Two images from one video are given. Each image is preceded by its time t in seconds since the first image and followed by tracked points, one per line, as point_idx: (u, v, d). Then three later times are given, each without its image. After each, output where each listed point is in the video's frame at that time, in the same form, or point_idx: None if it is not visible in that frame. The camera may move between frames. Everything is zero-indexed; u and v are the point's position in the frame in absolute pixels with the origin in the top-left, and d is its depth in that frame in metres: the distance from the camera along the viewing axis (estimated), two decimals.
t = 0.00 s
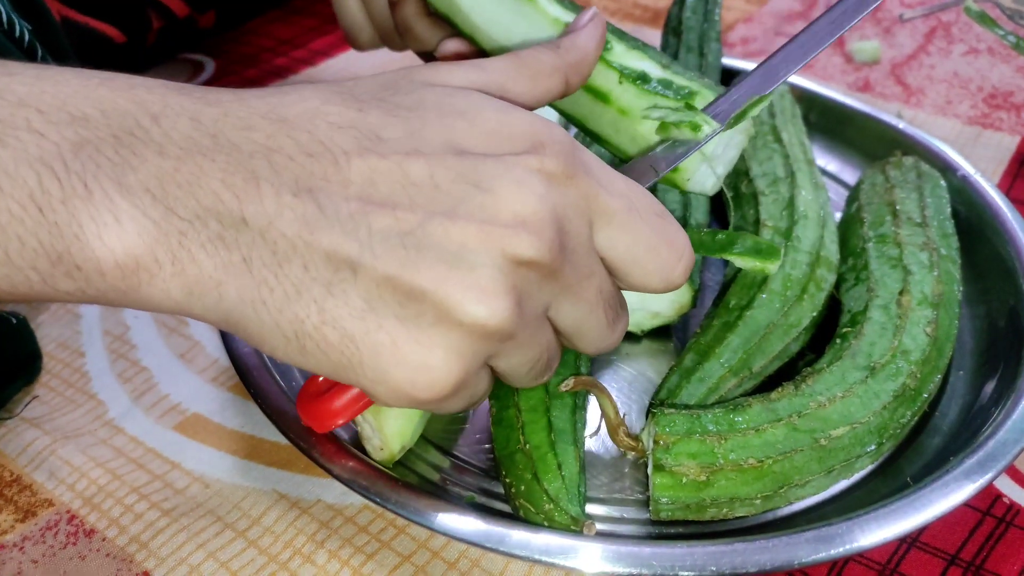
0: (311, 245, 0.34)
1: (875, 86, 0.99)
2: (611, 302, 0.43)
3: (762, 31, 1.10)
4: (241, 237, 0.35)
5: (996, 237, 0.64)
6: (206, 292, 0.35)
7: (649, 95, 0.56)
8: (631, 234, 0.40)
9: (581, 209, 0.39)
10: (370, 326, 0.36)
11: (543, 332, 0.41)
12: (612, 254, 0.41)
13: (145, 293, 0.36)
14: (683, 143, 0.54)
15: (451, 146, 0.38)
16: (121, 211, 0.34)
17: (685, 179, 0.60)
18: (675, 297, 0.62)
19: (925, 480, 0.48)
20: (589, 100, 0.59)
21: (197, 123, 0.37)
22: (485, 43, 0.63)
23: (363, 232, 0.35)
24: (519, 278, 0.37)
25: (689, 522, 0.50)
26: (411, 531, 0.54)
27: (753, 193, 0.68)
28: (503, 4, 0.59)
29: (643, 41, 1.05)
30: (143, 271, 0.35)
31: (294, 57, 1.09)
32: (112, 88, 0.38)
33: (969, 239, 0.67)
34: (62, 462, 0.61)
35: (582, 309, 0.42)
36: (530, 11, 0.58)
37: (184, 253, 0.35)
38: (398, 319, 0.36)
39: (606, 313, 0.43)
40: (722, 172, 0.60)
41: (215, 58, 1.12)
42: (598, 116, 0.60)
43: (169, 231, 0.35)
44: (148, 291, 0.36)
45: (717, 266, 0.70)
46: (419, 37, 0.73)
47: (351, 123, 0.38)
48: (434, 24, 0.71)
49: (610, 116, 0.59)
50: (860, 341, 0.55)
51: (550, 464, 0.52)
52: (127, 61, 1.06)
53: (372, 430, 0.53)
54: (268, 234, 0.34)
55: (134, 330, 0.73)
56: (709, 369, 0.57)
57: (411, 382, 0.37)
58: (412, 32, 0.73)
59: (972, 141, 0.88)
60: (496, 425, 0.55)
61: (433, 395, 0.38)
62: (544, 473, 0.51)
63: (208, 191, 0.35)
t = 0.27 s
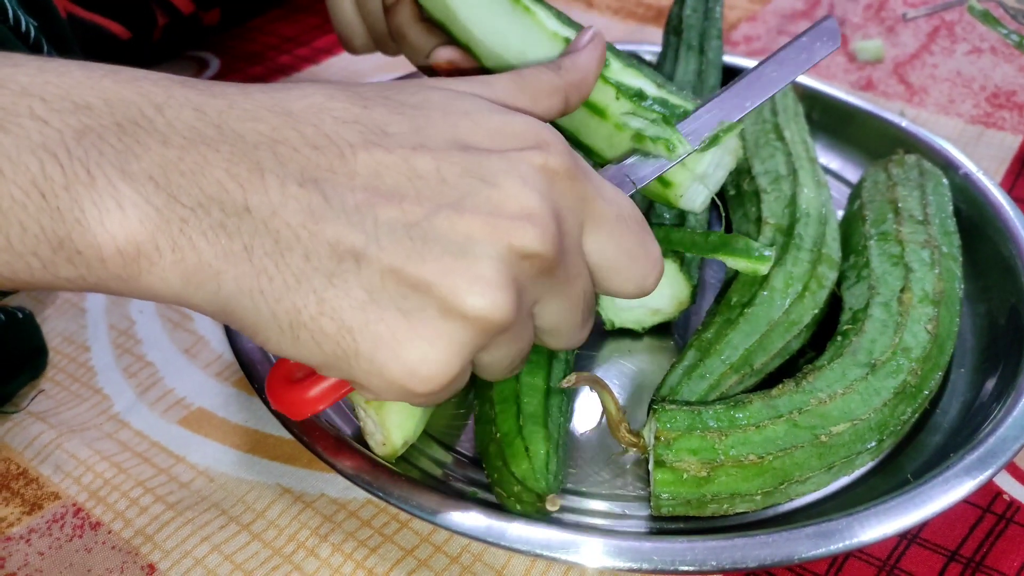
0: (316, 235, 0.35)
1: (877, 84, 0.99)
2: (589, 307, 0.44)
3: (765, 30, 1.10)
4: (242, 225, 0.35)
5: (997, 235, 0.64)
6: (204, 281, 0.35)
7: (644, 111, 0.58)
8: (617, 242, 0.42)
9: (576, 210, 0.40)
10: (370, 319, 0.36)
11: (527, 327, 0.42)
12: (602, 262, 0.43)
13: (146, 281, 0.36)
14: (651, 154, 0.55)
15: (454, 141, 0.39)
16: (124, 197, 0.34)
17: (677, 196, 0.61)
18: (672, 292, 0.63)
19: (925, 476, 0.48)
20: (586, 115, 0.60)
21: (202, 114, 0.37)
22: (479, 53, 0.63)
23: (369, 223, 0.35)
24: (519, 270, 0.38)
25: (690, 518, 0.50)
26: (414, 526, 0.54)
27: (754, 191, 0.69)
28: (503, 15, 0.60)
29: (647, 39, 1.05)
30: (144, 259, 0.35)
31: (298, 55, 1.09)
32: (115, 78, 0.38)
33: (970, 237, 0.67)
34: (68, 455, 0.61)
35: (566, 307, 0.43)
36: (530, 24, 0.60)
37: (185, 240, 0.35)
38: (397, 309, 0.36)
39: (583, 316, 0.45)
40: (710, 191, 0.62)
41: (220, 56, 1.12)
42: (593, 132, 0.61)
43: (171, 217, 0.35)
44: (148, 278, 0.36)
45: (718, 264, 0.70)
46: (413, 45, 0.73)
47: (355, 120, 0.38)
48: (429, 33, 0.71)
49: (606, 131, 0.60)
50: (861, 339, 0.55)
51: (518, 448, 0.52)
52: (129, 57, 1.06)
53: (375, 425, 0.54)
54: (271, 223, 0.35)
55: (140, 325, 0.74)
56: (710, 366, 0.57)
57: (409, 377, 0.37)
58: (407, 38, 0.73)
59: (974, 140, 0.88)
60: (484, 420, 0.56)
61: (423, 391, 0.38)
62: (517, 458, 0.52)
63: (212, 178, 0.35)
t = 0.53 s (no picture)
0: (306, 220, 0.35)
1: (877, 87, 1.00)
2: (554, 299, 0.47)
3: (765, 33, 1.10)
4: (231, 209, 0.35)
5: (996, 238, 0.64)
6: (190, 266, 0.35)
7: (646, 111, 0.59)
8: (588, 238, 0.45)
9: (561, 201, 0.42)
10: (357, 306, 0.36)
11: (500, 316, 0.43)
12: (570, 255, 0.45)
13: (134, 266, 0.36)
14: (619, 146, 0.56)
15: (452, 134, 0.39)
16: (117, 178, 0.34)
17: (676, 202, 0.62)
18: (687, 301, 0.63)
19: (921, 477, 0.48)
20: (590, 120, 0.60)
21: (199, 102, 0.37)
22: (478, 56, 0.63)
23: (362, 208, 0.35)
24: (508, 259, 0.38)
25: (686, 517, 0.50)
26: (410, 523, 0.54)
27: (754, 191, 0.69)
28: (504, 18, 0.61)
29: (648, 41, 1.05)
30: (134, 240, 0.35)
31: (299, 53, 1.09)
32: (109, 64, 0.38)
33: (968, 239, 0.67)
34: (63, 450, 0.61)
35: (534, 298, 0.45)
36: (531, 29, 0.61)
37: (174, 224, 0.34)
38: (386, 299, 0.36)
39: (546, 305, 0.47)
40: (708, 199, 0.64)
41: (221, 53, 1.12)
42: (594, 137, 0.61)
43: (161, 200, 0.34)
44: (135, 263, 0.36)
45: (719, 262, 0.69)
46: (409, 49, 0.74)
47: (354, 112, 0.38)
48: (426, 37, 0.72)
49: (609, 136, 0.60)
50: (858, 339, 0.55)
51: (471, 432, 0.54)
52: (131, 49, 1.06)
53: (362, 416, 0.54)
54: (260, 207, 0.35)
55: (138, 321, 0.74)
56: (707, 365, 0.57)
57: (394, 364, 0.37)
58: (403, 42, 0.74)
59: (974, 143, 0.88)
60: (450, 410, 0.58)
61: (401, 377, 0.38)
62: (468, 440, 0.53)
63: (205, 162, 0.35)
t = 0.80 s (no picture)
0: (293, 184, 0.35)
1: (879, 87, 1.00)
2: (535, 267, 0.47)
3: (767, 32, 1.10)
4: (220, 177, 0.35)
5: (997, 237, 0.64)
6: (184, 234, 0.36)
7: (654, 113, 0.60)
8: (565, 203, 0.45)
9: (536, 164, 0.43)
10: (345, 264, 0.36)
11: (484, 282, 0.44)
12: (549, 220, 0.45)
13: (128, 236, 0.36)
14: (597, 111, 0.57)
15: (452, 127, 0.39)
16: (110, 146, 0.35)
17: (698, 205, 0.61)
18: (690, 300, 0.64)
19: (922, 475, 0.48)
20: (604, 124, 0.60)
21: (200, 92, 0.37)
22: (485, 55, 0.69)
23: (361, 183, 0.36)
24: (487, 216, 0.39)
25: (688, 514, 0.50)
26: (412, 519, 0.54)
27: (755, 189, 0.68)
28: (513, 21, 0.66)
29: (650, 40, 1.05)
30: (127, 208, 0.35)
31: (301, 50, 1.09)
32: (115, 55, 0.38)
33: (970, 238, 0.67)
34: (66, 446, 0.61)
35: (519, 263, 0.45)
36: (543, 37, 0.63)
37: (167, 192, 0.35)
38: (375, 263, 0.37)
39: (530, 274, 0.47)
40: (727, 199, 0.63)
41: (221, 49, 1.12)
42: (610, 142, 0.61)
43: (153, 168, 0.35)
44: (130, 231, 0.36)
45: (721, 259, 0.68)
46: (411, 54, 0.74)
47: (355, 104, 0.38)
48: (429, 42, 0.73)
49: (625, 140, 0.60)
50: (860, 337, 0.56)
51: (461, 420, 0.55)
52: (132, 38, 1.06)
53: (356, 406, 0.55)
54: (248, 174, 0.35)
55: (139, 316, 0.74)
56: (708, 362, 0.57)
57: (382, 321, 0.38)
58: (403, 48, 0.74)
59: (975, 143, 0.88)
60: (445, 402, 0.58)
61: (386, 338, 0.39)
62: (457, 428, 0.54)
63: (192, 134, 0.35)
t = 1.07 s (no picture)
0: (284, 175, 0.36)
1: (880, 90, 1.00)
2: (541, 266, 0.46)
3: (768, 36, 1.11)
4: (217, 170, 0.35)
5: (998, 241, 0.64)
6: (183, 228, 0.36)
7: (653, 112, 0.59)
8: (565, 193, 0.44)
9: (528, 161, 0.42)
10: (335, 254, 0.36)
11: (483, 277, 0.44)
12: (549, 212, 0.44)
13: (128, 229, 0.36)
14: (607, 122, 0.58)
15: (452, 131, 0.39)
16: (111, 137, 0.35)
17: (706, 215, 0.60)
18: (692, 305, 0.63)
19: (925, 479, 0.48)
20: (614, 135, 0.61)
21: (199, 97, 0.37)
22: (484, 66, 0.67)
23: (363, 188, 0.36)
24: (475, 207, 0.39)
25: (690, 518, 0.50)
26: (415, 524, 0.54)
27: (757, 193, 0.68)
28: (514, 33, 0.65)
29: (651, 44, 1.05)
30: (127, 200, 0.35)
31: (303, 55, 1.10)
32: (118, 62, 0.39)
33: (971, 242, 0.67)
34: (69, 451, 0.61)
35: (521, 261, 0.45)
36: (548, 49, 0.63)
37: (165, 185, 0.35)
38: (378, 270, 0.37)
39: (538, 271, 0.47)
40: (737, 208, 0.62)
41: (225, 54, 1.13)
42: (618, 153, 0.62)
43: (152, 161, 0.35)
44: (129, 224, 0.36)
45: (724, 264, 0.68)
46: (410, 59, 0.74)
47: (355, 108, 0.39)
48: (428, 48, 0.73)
49: (633, 151, 0.61)
50: (862, 341, 0.56)
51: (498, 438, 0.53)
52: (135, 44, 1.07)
53: (362, 412, 0.55)
54: (242, 166, 0.35)
55: (142, 322, 0.74)
56: (710, 367, 0.57)
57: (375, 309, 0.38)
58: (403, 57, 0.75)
59: (976, 147, 0.88)
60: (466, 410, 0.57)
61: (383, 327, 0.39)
62: (495, 449, 0.52)
63: (188, 126, 0.36)
